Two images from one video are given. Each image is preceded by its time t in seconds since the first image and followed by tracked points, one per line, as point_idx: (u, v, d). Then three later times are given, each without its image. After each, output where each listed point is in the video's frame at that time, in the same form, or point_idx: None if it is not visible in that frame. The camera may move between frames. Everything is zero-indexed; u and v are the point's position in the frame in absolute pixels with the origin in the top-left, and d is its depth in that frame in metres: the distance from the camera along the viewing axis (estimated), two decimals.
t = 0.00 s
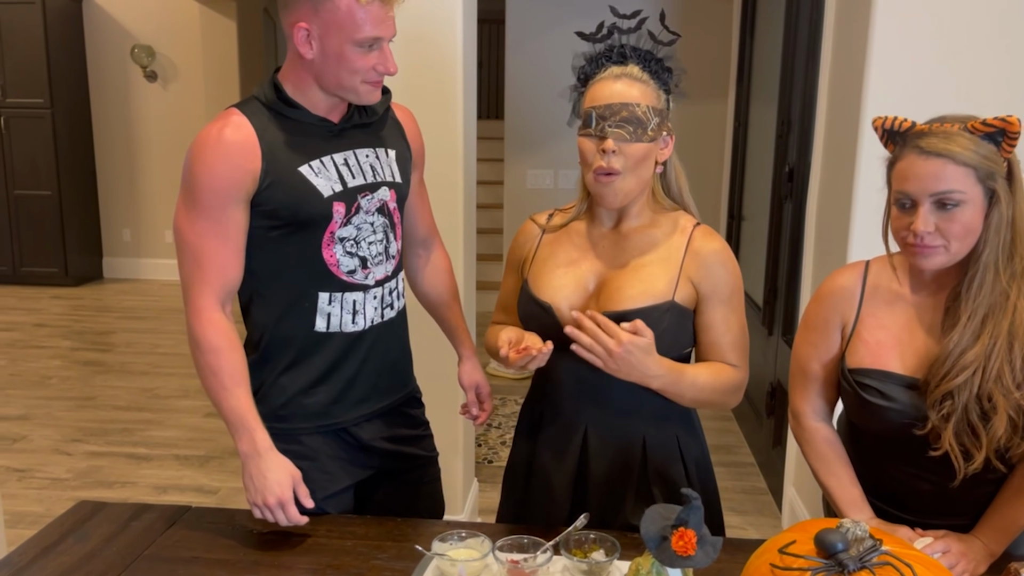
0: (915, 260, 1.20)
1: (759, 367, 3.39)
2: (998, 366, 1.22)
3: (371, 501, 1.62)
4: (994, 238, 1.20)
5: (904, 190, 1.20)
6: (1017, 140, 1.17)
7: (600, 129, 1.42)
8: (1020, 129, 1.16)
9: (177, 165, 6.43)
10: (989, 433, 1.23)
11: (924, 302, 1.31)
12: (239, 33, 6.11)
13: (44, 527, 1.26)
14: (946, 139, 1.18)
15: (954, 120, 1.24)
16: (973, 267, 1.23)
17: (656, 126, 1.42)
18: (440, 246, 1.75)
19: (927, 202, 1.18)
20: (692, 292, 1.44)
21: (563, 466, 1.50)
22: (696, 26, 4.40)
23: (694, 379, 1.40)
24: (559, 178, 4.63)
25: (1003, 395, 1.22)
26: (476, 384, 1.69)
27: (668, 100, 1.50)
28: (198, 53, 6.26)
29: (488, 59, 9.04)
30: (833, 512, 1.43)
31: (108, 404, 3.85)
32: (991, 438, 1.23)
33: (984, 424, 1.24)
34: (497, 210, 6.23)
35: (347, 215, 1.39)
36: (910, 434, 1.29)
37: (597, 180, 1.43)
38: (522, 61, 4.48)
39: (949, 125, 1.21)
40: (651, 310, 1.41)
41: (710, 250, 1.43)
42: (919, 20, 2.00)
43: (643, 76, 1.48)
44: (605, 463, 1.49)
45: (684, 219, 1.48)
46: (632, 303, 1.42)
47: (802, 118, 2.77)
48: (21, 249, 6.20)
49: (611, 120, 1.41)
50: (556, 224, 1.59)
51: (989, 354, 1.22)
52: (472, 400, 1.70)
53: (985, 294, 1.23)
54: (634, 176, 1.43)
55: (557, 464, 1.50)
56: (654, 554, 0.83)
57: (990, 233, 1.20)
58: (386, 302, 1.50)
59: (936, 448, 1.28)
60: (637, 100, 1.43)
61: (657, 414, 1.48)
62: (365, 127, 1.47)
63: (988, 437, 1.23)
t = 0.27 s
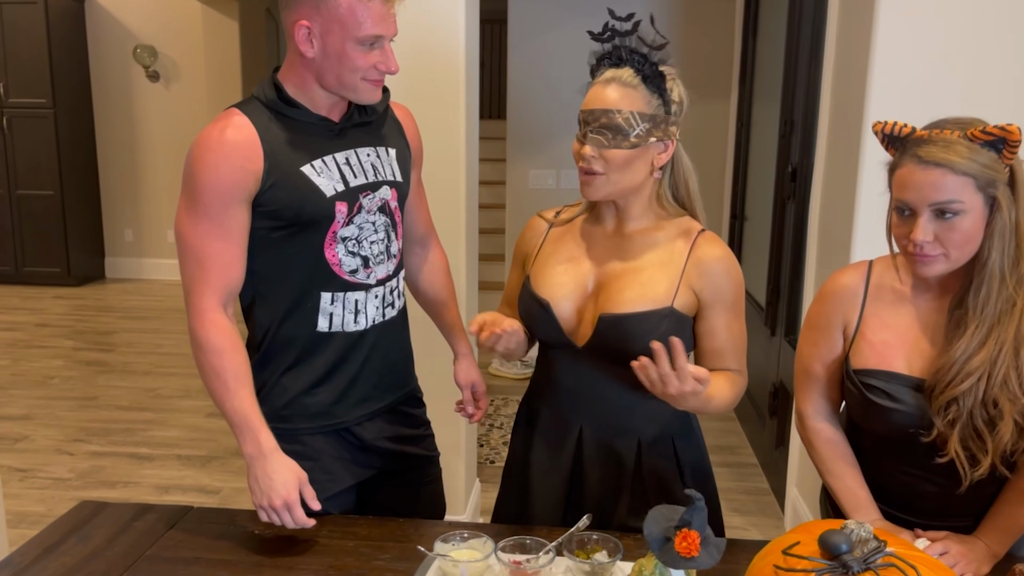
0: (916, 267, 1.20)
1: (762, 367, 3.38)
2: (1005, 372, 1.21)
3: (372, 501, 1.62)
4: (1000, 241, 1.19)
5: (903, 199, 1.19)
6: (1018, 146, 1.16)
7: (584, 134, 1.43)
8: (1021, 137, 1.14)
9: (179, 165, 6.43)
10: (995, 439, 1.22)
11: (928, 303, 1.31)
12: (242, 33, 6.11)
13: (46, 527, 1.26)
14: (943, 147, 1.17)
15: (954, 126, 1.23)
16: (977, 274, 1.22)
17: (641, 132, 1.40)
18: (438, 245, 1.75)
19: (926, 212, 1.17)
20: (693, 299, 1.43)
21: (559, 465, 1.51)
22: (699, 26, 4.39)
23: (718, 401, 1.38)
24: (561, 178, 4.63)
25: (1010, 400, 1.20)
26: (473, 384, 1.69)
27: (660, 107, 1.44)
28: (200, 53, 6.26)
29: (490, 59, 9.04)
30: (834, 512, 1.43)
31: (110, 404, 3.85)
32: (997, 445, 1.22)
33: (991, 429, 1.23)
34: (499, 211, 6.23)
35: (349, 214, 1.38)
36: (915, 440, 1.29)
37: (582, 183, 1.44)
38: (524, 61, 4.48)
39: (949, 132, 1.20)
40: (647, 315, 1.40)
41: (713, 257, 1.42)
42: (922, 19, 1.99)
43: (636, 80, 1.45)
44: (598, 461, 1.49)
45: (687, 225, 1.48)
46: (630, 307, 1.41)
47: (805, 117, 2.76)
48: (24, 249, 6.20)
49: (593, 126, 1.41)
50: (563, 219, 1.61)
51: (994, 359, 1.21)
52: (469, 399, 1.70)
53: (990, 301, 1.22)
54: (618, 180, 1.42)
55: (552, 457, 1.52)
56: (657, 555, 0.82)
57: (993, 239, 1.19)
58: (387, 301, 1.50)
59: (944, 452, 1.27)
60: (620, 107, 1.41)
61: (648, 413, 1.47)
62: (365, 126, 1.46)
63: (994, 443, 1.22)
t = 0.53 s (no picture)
0: (908, 284, 1.20)
1: (764, 367, 3.38)
2: (1004, 387, 1.21)
3: (375, 501, 1.62)
4: (991, 259, 1.18)
5: (892, 220, 1.18)
6: (1007, 167, 1.14)
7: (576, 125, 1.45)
8: (1009, 159, 1.12)
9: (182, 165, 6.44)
10: (996, 455, 1.23)
11: (929, 305, 1.30)
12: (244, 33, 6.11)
13: (48, 527, 1.26)
14: (929, 168, 1.16)
15: (943, 144, 1.21)
16: (965, 300, 1.22)
17: (626, 127, 1.40)
18: (443, 245, 1.74)
19: (914, 233, 1.16)
20: (678, 308, 1.41)
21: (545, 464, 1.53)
22: (702, 25, 4.39)
23: (709, 416, 1.35)
24: (563, 178, 4.62)
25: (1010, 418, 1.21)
26: (479, 383, 1.70)
27: (651, 105, 1.42)
28: (202, 53, 6.27)
29: (493, 59, 9.04)
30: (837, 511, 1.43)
31: (113, 404, 3.85)
32: (998, 461, 1.23)
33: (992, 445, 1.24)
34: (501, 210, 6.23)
35: (350, 211, 1.38)
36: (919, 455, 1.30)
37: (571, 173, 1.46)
38: (526, 61, 4.48)
39: (936, 151, 1.19)
40: (625, 320, 1.39)
41: (705, 266, 1.39)
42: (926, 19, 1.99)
43: (631, 77, 1.44)
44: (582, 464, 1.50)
45: (685, 233, 1.44)
46: (618, 309, 1.41)
47: (808, 117, 2.76)
48: (26, 248, 6.21)
49: (584, 118, 1.44)
50: (575, 215, 1.62)
51: (993, 374, 1.21)
52: (475, 398, 1.70)
53: (982, 320, 1.21)
54: (604, 172, 1.43)
55: (539, 452, 1.53)
56: (661, 555, 0.82)
57: (983, 256, 1.18)
58: (389, 299, 1.49)
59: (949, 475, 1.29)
60: (610, 101, 1.42)
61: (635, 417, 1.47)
62: (366, 124, 1.46)
63: (995, 458, 1.23)
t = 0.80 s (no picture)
0: (907, 274, 1.20)
1: (766, 367, 3.37)
2: (997, 381, 1.21)
3: (377, 500, 1.62)
4: (987, 248, 1.18)
5: (891, 209, 1.19)
6: (1004, 155, 1.15)
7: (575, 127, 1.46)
8: (1005, 146, 1.13)
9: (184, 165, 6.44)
10: (986, 446, 1.22)
11: (927, 305, 1.29)
12: (246, 33, 6.12)
13: (49, 526, 1.26)
14: (928, 156, 1.16)
15: (943, 133, 1.22)
16: (964, 290, 1.22)
17: (621, 129, 1.40)
18: (447, 245, 1.75)
19: (912, 221, 1.17)
20: (657, 313, 1.41)
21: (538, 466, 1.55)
22: (704, 25, 4.39)
23: (676, 421, 1.32)
24: (565, 178, 4.62)
25: (1003, 411, 1.20)
26: (482, 384, 1.69)
27: (648, 106, 1.41)
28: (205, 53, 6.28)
29: (495, 58, 9.04)
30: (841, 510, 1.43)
31: (115, 404, 3.86)
32: (988, 453, 1.22)
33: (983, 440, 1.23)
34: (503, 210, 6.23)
35: (351, 211, 1.38)
36: (910, 447, 1.30)
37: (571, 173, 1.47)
38: (528, 61, 4.47)
39: (936, 141, 1.19)
40: (600, 320, 1.41)
41: (693, 271, 1.36)
42: (928, 18, 1.98)
43: (630, 79, 1.44)
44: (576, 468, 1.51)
45: (674, 236, 1.43)
46: (601, 304, 1.42)
47: (810, 116, 2.75)
48: (29, 248, 6.22)
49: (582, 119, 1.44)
50: (585, 215, 1.64)
51: (987, 366, 1.20)
52: (477, 399, 1.69)
53: (979, 306, 1.20)
54: (601, 174, 1.44)
55: (533, 450, 1.56)
56: (664, 555, 0.82)
57: (980, 247, 1.18)
58: (390, 298, 1.49)
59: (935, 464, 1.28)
60: (608, 102, 1.42)
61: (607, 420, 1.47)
62: (369, 124, 1.46)
63: (985, 451, 1.22)
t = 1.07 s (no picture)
0: (910, 267, 1.21)
1: (768, 368, 3.37)
2: (999, 381, 1.20)
3: (380, 500, 1.62)
4: (993, 247, 1.18)
5: (899, 199, 1.20)
6: (1016, 154, 1.15)
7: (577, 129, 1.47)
8: (1018, 144, 1.14)
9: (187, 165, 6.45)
10: (986, 447, 1.22)
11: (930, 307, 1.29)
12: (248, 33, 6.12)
13: (52, 526, 1.26)
14: (943, 150, 1.17)
15: (959, 129, 1.22)
16: (971, 285, 1.21)
17: (620, 131, 1.40)
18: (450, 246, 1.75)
19: (918, 212, 1.18)
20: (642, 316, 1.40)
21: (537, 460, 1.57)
22: (707, 25, 4.38)
23: (625, 399, 1.31)
24: (567, 178, 4.62)
25: (1004, 413, 1.20)
26: (483, 385, 1.69)
27: (648, 108, 1.41)
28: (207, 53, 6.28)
29: (497, 58, 9.03)
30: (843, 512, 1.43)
31: (118, 404, 3.86)
32: (988, 454, 1.22)
33: (985, 441, 1.23)
34: (506, 211, 6.23)
35: (354, 214, 1.38)
36: (909, 445, 1.29)
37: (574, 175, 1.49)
38: (530, 61, 4.47)
39: (951, 134, 1.20)
40: (586, 320, 1.41)
41: (684, 277, 1.34)
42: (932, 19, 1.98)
43: (630, 80, 1.44)
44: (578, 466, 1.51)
45: (671, 239, 1.42)
46: (588, 307, 1.43)
47: (813, 117, 2.75)
48: (32, 248, 6.23)
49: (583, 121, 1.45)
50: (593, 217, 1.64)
51: (989, 366, 1.20)
52: (478, 400, 1.69)
53: (983, 305, 1.20)
54: (601, 174, 1.45)
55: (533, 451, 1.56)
56: (666, 556, 0.81)
57: (987, 243, 1.18)
58: (393, 300, 1.50)
59: (935, 463, 1.28)
60: (609, 104, 1.43)
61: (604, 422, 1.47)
62: (373, 127, 1.46)
63: (985, 451, 1.22)
